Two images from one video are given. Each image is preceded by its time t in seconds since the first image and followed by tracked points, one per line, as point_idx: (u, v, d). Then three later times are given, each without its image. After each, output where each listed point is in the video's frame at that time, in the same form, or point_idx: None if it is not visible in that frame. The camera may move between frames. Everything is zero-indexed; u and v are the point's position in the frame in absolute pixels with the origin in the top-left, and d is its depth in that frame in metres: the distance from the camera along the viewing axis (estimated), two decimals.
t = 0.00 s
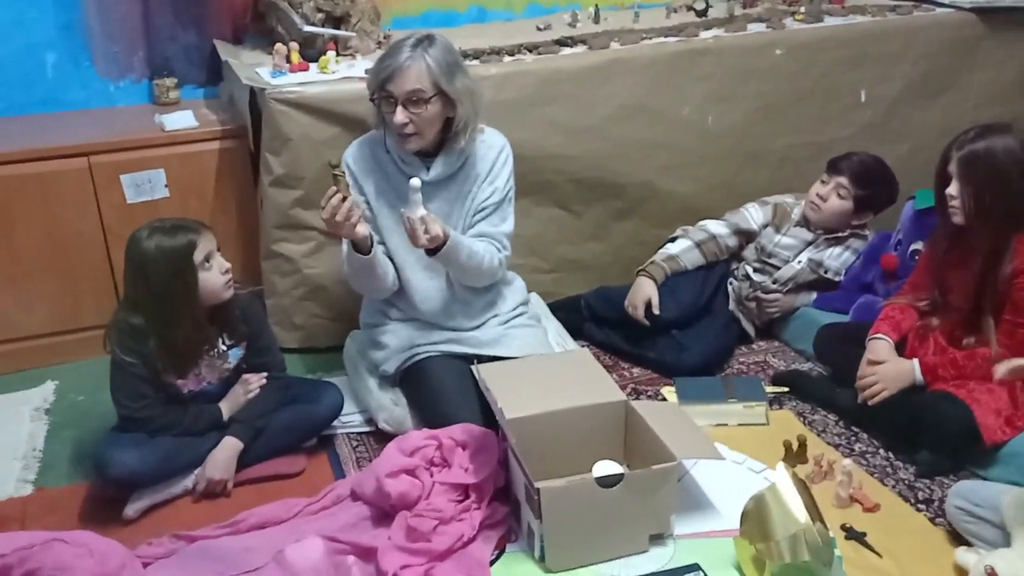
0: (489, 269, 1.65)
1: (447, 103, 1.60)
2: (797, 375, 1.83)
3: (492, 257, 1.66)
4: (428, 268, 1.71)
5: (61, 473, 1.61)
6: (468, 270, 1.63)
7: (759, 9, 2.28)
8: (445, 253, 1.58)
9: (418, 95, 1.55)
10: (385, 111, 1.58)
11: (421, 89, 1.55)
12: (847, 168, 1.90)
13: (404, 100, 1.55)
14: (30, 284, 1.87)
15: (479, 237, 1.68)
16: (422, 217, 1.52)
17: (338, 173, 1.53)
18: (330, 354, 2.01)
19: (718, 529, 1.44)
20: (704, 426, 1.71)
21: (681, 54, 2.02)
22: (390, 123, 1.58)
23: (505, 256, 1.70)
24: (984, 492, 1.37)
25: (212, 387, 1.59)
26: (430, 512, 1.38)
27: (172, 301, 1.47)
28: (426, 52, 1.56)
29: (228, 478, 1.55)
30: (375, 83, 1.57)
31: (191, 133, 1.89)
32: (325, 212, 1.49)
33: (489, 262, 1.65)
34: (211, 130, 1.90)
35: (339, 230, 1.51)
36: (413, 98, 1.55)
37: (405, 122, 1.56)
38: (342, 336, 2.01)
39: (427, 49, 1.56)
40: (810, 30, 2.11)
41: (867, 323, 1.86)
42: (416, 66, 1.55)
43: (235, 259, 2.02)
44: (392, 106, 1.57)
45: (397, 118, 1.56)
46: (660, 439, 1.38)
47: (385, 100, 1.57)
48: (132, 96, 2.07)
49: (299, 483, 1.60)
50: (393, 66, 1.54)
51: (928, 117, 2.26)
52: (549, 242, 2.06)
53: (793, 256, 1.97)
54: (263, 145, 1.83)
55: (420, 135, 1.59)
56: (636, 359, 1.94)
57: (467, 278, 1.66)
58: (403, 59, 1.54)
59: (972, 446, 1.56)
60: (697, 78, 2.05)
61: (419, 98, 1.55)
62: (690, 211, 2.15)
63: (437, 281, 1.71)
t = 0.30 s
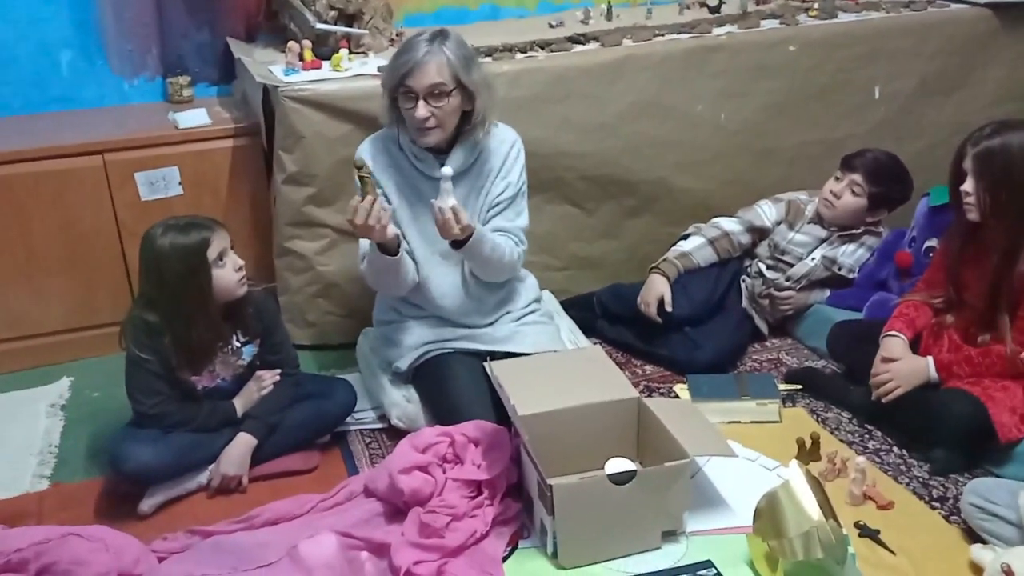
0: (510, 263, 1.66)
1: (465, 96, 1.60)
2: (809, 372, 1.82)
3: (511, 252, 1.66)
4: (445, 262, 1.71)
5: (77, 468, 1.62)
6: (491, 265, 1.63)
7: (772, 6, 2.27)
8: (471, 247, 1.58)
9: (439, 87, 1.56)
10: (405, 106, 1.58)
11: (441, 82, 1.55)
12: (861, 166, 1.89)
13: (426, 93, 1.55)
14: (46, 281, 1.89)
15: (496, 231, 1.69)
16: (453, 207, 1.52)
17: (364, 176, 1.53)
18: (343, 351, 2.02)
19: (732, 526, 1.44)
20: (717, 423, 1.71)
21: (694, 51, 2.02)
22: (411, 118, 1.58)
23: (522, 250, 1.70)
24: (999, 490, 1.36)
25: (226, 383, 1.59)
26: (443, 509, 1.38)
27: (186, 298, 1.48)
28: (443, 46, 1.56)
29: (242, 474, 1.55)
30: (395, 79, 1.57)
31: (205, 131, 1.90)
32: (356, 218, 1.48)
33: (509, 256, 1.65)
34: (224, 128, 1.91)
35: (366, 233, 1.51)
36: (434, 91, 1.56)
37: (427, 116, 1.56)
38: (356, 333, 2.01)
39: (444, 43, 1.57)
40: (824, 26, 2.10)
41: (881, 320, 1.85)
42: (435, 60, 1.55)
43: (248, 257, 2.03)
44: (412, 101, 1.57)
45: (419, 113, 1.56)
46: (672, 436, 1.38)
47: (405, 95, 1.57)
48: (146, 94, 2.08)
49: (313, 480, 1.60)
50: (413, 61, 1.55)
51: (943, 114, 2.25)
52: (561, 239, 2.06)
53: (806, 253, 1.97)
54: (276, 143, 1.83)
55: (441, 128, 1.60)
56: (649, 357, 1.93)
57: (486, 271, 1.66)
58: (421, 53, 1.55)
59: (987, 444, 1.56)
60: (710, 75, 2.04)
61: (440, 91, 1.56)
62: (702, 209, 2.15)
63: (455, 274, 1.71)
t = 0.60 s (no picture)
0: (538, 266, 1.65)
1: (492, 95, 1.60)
2: (817, 372, 1.82)
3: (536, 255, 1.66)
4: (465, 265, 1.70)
5: (87, 467, 1.63)
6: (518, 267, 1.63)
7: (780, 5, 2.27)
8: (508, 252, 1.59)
9: (475, 89, 1.54)
10: (438, 111, 1.56)
11: (476, 84, 1.54)
12: (870, 165, 1.89)
13: (462, 97, 1.54)
14: (56, 281, 1.89)
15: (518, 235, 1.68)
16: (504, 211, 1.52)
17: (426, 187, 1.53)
18: (351, 350, 2.02)
19: (740, 527, 1.44)
20: (725, 423, 1.71)
21: (702, 50, 2.02)
22: (446, 122, 1.56)
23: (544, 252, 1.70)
24: (1008, 491, 1.36)
25: (235, 382, 1.60)
26: (452, 508, 1.39)
27: (196, 298, 1.48)
28: (471, 48, 1.55)
29: (251, 473, 1.56)
30: (426, 84, 1.55)
31: (214, 131, 1.90)
32: (430, 233, 1.49)
33: (535, 259, 1.65)
34: (233, 128, 1.91)
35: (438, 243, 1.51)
36: (471, 93, 1.54)
37: (465, 119, 1.55)
38: (364, 332, 2.01)
39: (471, 45, 1.55)
40: (832, 25, 2.10)
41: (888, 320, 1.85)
42: (467, 62, 1.53)
43: (257, 257, 2.03)
44: (448, 105, 1.55)
45: (457, 117, 1.54)
46: (679, 435, 1.38)
47: (439, 100, 1.55)
48: (155, 94, 2.09)
49: (321, 479, 1.61)
50: (446, 65, 1.52)
51: (951, 113, 2.24)
52: (569, 239, 2.06)
53: (815, 253, 1.96)
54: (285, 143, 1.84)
55: (475, 130, 1.59)
56: (657, 357, 1.93)
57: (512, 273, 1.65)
58: (454, 57, 1.52)
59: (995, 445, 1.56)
60: (718, 74, 2.04)
61: (476, 93, 1.55)
62: (710, 208, 2.14)
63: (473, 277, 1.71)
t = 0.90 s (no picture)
0: (562, 272, 1.63)
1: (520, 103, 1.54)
2: (819, 373, 1.81)
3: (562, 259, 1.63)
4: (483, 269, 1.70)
5: (88, 469, 1.63)
6: (543, 274, 1.61)
7: (782, 6, 2.26)
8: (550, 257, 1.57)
9: (510, 98, 1.48)
10: (473, 121, 1.49)
11: (510, 93, 1.48)
12: (872, 168, 1.88)
13: (499, 105, 1.47)
14: (57, 282, 1.89)
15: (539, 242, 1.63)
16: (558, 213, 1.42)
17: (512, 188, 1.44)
18: (352, 352, 2.01)
19: (741, 529, 1.43)
20: (727, 425, 1.70)
21: (703, 51, 2.01)
22: (481, 132, 1.49)
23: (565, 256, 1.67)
24: (1010, 494, 1.36)
25: (235, 385, 1.60)
26: (452, 511, 1.38)
27: (197, 300, 1.48)
28: (502, 55, 1.48)
29: (251, 475, 1.56)
30: (461, 93, 1.47)
31: (215, 132, 1.90)
32: (514, 232, 1.36)
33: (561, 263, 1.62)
34: (235, 129, 1.91)
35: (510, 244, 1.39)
36: (506, 102, 1.48)
37: (502, 129, 1.48)
38: (364, 334, 2.01)
39: (501, 52, 1.49)
40: (834, 26, 2.10)
41: (891, 322, 1.84)
42: (502, 70, 1.47)
43: (258, 258, 2.03)
44: (484, 114, 1.48)
45: (494, 126, 1.47)
46: (681, 439, 1.38)
47: (475, 109, 1.48)
48: (156, 95, 2.08)
49: (321, 481, 1.60)
50: (482, 74, 1.45)
51: (954, 114, 2.24)
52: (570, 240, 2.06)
53: (816, 255, 1.96)
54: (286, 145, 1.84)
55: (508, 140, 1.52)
56: (658, 359, 1.93)
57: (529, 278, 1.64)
58: (490, 65, 1.46)
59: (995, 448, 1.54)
60: (719, 75, 2.04)
61: (510, 102, 1.49)
62: (711, 210, 2.14)
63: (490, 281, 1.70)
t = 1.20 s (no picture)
0: (581, 272, 1.61)
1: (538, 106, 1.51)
2: (818, 375, 1.80)
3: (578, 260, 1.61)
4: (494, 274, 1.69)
5: (80, 472, 1.62)
6: (563, 273, 1.62)
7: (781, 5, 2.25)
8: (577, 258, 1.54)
9: (529, 102, 1.46)
10: (493, 125, 1.46)
11: (531, 97, 1.46)
12: (871, 168, 1.87)
13: (520, 109, 1.45)
14: (50, 283, 1.88)
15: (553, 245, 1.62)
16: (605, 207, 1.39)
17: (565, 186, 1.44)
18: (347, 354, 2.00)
19: (739, 532, 1.42)
20: (725, 427, 1.69)
21: (702, 51, 2.00)
22: (501, 137, 1.47)
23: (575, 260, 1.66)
24: (1008, 497, 1.35)
25: (229, 388, 1.59)
26: (447, 514, 1.37)
27: (191, 302, 1.47)
28: (522, 58, 1.46)
29: (245, 479, 1.54)
30: (481, 98, 1.45)
31: (210, 132, 1.89)
32: (564, 229, 1.36)
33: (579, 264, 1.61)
34: (230, 129, 1.90)
35: (555, 239, 1.39)
36: (527, 106, 1.46)
37: (522, 133, 1.46)
38: (360, 335, 2.00)
39: (520, 55, 1.46)
40: (833, 25, 2.08)
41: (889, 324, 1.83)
42: (525, 75, 1.44)
43: (253, 259, 2.02)
44: (504, 118, 1.46)
45: (515, 130, 1.45)
46: (678, 442, 1.37)
47: (496, 113, 1.45)
48: (150, 94, 2.07)
49: (316, 485, 1.59)
50: (504, 79, 1.43)
51: (954, 114, 2.22)
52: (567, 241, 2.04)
53: (816, 255, 1.95)
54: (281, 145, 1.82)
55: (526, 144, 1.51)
56: (656, 360, 1.92)
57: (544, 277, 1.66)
58: (513, 69, 1.43)
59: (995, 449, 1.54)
60: (718, 75, 2.02)
61: (529, 106, 1.47)
62: (710, 210, 2.13)
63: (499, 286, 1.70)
